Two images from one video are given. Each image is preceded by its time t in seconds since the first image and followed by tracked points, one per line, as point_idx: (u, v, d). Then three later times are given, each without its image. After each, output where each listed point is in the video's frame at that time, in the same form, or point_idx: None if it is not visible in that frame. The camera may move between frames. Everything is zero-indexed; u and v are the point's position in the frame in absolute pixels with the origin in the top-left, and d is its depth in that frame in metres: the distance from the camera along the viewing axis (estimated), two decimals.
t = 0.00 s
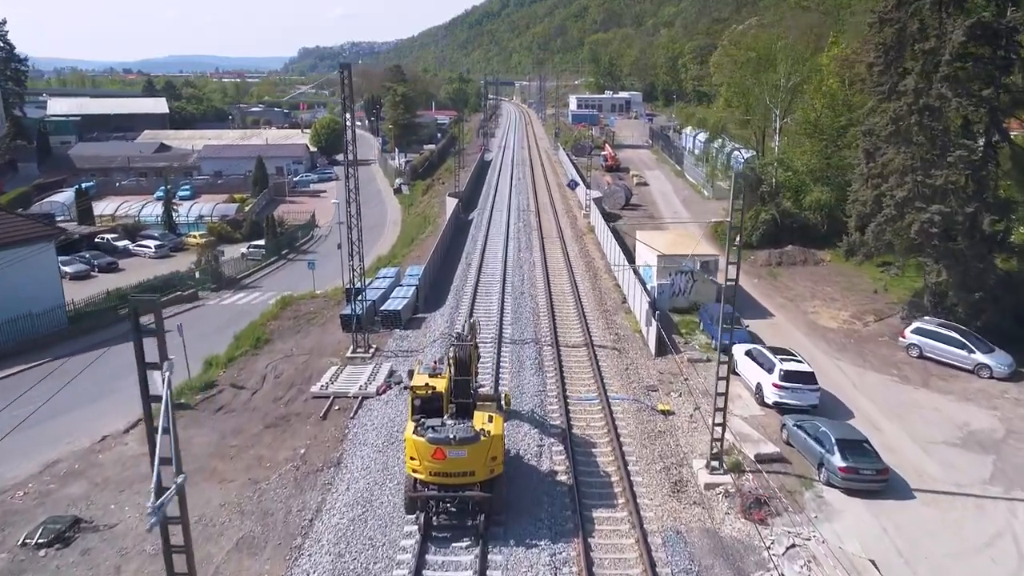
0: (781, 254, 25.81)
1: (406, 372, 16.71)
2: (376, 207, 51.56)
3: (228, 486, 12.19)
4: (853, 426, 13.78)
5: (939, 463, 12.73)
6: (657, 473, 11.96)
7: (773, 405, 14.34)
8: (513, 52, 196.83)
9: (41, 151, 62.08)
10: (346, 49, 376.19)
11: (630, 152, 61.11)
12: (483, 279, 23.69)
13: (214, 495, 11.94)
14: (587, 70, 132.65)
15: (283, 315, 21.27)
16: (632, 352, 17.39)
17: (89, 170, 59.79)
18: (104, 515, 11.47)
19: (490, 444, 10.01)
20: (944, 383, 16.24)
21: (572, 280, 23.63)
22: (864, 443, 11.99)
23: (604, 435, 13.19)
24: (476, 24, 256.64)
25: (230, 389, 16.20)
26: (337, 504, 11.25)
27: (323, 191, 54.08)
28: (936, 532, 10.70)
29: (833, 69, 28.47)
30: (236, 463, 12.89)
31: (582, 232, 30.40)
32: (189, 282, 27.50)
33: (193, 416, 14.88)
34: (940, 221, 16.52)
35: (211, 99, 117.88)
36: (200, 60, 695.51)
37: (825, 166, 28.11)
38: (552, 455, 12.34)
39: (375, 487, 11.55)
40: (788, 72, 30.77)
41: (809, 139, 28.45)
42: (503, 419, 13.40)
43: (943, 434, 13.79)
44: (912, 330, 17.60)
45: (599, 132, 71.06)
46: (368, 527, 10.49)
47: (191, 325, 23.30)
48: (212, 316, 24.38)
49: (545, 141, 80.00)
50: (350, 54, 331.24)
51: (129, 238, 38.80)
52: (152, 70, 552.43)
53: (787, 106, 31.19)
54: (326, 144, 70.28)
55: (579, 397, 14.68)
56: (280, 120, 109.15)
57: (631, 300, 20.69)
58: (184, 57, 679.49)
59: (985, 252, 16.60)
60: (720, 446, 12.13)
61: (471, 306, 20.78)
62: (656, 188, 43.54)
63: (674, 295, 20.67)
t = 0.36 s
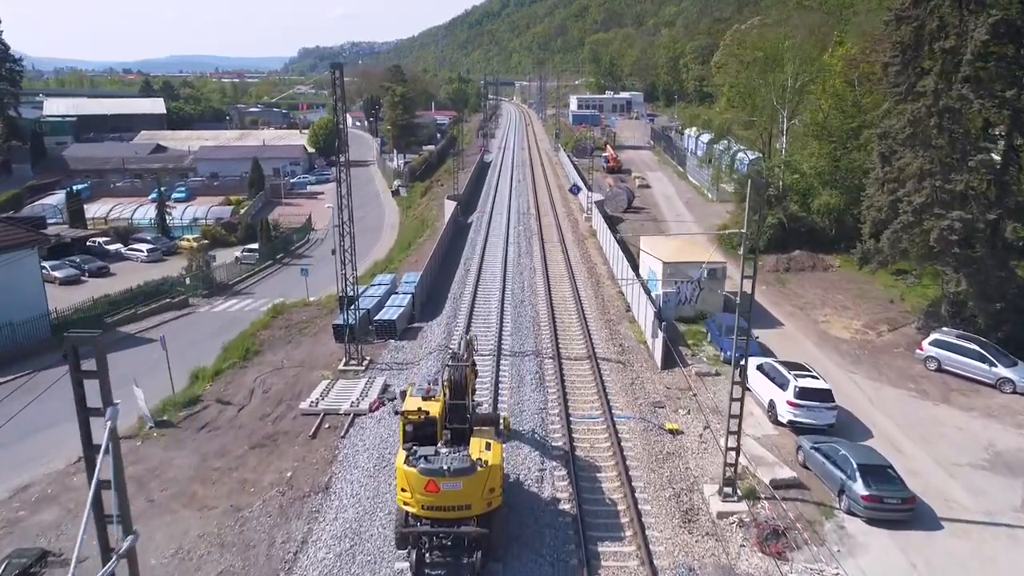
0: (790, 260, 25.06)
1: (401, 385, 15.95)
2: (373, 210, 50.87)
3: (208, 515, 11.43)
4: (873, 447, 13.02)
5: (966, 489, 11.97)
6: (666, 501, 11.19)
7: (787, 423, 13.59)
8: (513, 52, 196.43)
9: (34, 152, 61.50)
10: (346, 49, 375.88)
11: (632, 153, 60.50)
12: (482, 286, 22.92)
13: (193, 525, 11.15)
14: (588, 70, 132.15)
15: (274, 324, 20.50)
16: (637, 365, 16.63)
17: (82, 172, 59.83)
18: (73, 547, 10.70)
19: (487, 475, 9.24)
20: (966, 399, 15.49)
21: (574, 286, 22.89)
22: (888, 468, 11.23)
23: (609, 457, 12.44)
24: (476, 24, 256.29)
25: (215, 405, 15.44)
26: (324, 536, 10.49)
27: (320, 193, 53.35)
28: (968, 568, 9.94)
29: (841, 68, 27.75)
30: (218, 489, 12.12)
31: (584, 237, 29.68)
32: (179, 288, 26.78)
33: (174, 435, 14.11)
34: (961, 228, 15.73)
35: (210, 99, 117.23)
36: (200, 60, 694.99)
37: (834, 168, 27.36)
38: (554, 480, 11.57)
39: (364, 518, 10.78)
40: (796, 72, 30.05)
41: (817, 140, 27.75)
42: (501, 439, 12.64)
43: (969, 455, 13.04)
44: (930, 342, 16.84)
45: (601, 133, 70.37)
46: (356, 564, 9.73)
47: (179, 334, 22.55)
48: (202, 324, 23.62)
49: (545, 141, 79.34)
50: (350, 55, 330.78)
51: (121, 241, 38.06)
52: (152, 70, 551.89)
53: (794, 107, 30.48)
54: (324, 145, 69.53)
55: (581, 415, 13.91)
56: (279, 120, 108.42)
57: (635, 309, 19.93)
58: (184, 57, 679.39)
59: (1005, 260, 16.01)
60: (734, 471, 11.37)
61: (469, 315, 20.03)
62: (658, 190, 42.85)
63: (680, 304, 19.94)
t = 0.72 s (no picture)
0: (798, 265, 24.35)
1: (394, 402, 15.18)
2: (371, 212, 50.10)
3: (183, 547, 10.65)
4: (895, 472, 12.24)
5: (998, 518, 11.18)
6: (677, 532, 10.41)
7: (803, 445, 12.83)
8: (513, 52, 196.39)
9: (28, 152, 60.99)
10: (346, 49, 375.68)
11: (634, 153, 59.96)
12: (480, 294, 22.22)
13: (168, 559, 10.38)
14: (589, 70, 131.84)
15: (264, 334, 19.75)
16: (643, 380, 15.88)
17: (76, 173, 59.40)
18: None
19: (484, 513, 8.46)
20: (988, 415, 14.74)
21: (575, 295, 22.13)
22: (917, 497, 10.43)
23: (614, 484, 11.66)
24: (476, 24, 256.38)
25: (199, 423, 14.67)
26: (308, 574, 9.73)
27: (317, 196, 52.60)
28: None
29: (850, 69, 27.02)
30: (195, 518, 11.32)
31: (586, 241, 28.91)
32: (171, 296, 26.19)
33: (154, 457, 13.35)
34: (983, 235, 15.00)
35: (208, 100, 116.84)
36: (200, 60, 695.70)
37: (842, 171, 26.58)
38: (556, 510, 10.80)
39: (352, 555, 10.00)
40: (803, 73, 29.30)
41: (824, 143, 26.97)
42: (499, 463, 11.88)
43: (998, 479, 12.26)
44: (950, 356, 16.05)
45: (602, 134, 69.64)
46: None
47: (167, 344, 21.81)
48: (191, 334, 22.84)
49: (545, 142, 78.83)
50: (350, 55, 330.88)
51: (112, 245, 37.37)
52: (152, 70, 552.90)
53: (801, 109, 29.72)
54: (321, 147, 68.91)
55: (585, 435, 13.17)
56: (277, 121, 107.93)
57: (639, 318, 19.20)
58: (184, 58, 679.18)
59: None
60: (748, 499, 10.60)
61: (467, 326, 19.25)
62: (660, 193, 42.08)
63: (686, 313, 19.21)
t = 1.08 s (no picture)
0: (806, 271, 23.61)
1: (386, 420, 14.41)
2: (369, 215, 49.40)
3: None
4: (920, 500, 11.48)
5: None
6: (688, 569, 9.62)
7: (820, 469, 12.07)
8: (513, 52, 196.13)
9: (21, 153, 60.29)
10: (347, 49, 375.41)
11: (635, 154, 59.34)
12: (479, 302, 21.49)
13: None
14: (589, 70, 131.53)
15: (252, 345, 19.01)
16: (648, 396, 15.13)
17: (70, 175, 58.74)
18: None
19: (479, 558, 7.68)
20: (1013, 433, 14.01)
21: (576, 303, 21.38)
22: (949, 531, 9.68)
23: (621, 514, 10.87)
24: (476, 24, 256.12)
25: (180, 445, 13.96)
26: None
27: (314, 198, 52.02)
28: None
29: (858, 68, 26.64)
30: (169, 551, 10.54)
31: (587, 246, 28.22)
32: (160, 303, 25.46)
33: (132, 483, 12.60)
34: (1008, 244, 14.61)
35: (206, 100, 116.20)
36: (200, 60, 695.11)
37: (851, 174, 25.96)
38: (558, 545, 10.02)
39: None
40: (812, 73, 28.77)
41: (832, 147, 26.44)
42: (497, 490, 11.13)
43: None
44: (972, 370, 15.26)
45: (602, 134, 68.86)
46: None
47: (154, 357, 21.12)
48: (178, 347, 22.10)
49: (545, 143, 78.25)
50: (349, 55, 330.54)
51: (103, 248, 36.66)
52: (152, 70, 552.00)
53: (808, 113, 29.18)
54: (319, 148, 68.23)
55: (589, 459, 12.41)
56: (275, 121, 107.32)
57: (643, 328, 18.48)
58: (185, 58, 680.47)
59: None
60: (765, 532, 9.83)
61: (464, 337, 18.53)
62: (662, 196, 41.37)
63: (693, 323, 18.49)
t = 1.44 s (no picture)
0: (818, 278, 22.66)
1: (380, 441, 13.72)
2: (365, 216, 48.80)
3: None
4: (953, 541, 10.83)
5: None
6: None
7: (841, 497, 12.47)
8: (514, 52, 196.19)
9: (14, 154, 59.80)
10: (347, 49, 374.82)
11: (637, 155, 58.59)
12: (475, 308, 21.13)
13: None
14: (591, 70, 131.44)
15: (241, 354, 18.33)
16: (654, 415, 15.26)
17: (63, 175, 58.14)
18: None
19: None
20: None
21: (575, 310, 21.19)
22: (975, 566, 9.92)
23: (626, 549, 10.69)
24: (477, 24, 256.65)
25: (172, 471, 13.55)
26: None
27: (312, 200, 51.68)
28: None
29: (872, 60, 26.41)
30: None
31: (588, 247, 27.88)
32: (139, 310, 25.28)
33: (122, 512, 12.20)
34: None
35: (204, 100, 115.65)
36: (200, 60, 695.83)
37: (861, 177, 25.56)
38: None
39: None
40: (819, 73, 28.85)
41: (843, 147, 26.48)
42: (497, 524, 10.97)
43: None
44: (996, 389, 15.16)
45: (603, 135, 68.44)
46: None
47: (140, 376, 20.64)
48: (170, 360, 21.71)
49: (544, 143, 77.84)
50: (350, 55, 330.64)
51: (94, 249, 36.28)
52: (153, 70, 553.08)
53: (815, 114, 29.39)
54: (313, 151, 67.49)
55: (593, 487, 12.34)
56: (273, 120, 106.68)
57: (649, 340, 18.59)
58: (185, 59, 680.70)
59: None
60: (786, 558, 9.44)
61: (460, 348, 18.05)
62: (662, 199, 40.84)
63: (701, 332, 18.43)
